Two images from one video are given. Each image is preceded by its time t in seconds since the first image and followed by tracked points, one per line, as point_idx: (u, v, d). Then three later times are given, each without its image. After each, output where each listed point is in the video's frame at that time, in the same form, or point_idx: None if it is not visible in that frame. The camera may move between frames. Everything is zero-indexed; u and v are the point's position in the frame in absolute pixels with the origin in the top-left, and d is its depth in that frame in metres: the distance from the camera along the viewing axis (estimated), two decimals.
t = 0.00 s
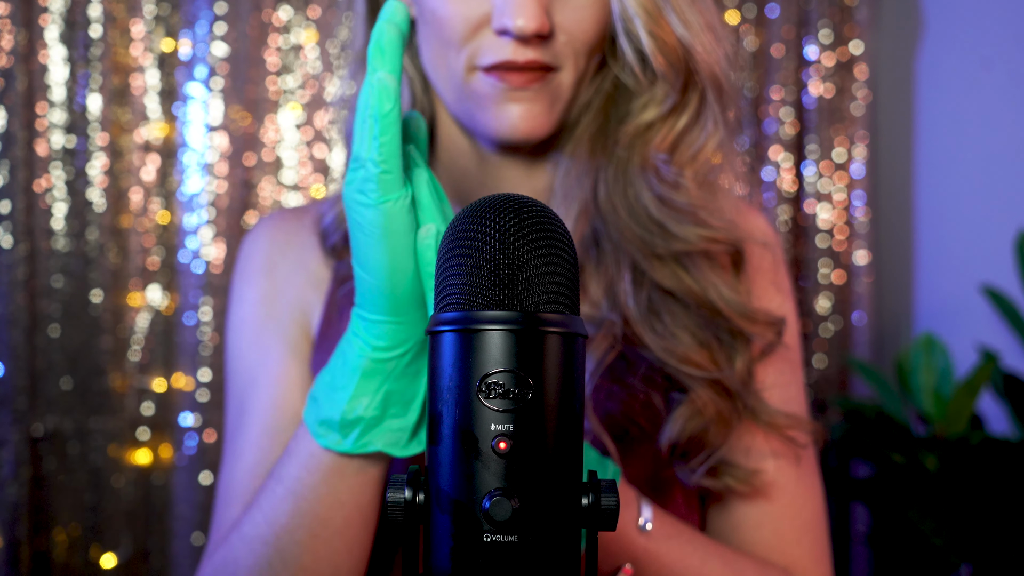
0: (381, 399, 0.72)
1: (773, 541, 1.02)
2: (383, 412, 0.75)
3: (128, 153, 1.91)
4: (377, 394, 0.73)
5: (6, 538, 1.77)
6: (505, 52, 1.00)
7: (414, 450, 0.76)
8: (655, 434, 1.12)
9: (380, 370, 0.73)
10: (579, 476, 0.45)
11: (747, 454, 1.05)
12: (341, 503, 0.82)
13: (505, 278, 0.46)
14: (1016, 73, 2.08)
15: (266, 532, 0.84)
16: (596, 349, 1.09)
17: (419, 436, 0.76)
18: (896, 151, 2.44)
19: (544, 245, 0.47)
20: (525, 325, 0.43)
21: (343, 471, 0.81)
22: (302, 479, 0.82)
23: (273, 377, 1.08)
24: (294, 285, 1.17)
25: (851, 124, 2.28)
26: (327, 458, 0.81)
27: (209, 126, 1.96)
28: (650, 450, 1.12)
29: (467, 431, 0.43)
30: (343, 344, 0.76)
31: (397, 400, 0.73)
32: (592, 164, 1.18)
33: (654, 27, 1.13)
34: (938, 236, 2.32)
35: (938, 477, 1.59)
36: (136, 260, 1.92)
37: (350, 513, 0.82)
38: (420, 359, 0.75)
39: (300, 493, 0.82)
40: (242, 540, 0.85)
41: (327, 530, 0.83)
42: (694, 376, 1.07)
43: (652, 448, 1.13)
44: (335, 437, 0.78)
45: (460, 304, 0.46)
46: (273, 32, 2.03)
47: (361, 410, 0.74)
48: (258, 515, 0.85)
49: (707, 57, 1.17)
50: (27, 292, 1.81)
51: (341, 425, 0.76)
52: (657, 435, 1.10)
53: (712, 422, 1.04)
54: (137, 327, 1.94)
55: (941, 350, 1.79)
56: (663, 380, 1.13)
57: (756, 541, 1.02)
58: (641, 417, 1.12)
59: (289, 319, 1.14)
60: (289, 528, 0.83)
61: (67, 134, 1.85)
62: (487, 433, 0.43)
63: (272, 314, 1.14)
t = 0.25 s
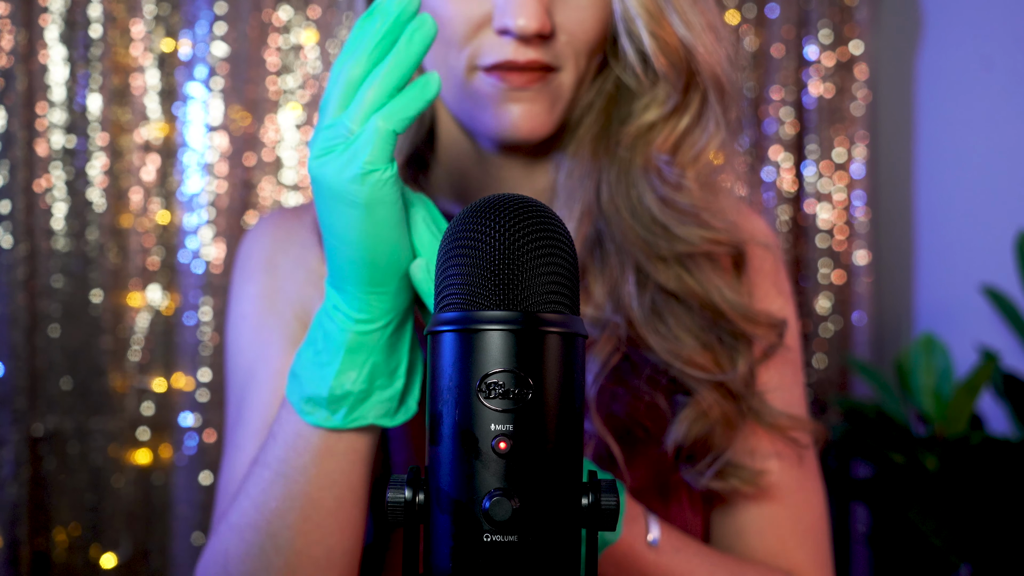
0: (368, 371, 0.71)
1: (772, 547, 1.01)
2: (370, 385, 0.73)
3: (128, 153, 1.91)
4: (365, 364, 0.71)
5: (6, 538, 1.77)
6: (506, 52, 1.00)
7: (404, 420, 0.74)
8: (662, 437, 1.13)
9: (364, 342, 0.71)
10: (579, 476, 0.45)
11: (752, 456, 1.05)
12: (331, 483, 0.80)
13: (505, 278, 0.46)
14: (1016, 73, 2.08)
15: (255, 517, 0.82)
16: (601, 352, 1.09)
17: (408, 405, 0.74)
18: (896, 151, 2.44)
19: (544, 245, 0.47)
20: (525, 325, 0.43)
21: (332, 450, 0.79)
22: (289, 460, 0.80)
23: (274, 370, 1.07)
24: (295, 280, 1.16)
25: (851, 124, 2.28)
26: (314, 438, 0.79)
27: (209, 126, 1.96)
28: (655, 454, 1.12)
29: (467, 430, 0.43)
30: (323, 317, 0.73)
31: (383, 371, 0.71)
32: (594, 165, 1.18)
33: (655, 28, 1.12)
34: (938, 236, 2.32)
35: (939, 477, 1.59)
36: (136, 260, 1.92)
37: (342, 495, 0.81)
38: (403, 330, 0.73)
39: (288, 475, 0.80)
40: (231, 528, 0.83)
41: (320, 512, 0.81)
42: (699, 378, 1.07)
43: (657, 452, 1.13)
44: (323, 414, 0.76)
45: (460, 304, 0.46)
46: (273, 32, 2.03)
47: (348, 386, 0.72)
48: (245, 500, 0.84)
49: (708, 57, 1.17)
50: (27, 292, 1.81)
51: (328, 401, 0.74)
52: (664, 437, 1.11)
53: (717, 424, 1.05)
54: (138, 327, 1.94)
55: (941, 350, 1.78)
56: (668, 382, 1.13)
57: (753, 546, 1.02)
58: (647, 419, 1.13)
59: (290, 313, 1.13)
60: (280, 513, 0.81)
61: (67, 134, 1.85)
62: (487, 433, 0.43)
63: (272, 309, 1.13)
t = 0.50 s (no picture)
0: (364, 361, 0.71)
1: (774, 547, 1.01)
2: (367, 374, 0.73)
3: (128, 153, 1.91)
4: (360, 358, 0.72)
5: (6, 538, 1.77)
6: (505, 52, 1.00)
7: (399, 409, 0.75)
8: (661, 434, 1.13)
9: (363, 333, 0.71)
10: (579, 475, 0.45)
11: (752, 455, 1.05)
12: (331, 477, 0.80)
13: (505, 278, 0.46)
14: (1017, 73, 2.08)
15: (254, 511, 0.82)
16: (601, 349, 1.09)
17: (403, 395, 0.75)
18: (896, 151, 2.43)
19: (543, 245, 0.47)
20: (525, 325, 0.43)
21: (333, 444, 0.79)
22: (288, 454, 0.80)
23: (273, 366, 1.07)
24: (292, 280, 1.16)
25: (851, 124, 2.28)
26: (314, 431, 0.78)
27: (209, 126, 1.96)
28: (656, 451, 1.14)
29: (467, 430, 0.43)
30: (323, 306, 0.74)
31: (380, 361, 0.72)
32: (593, 165, 1.18)
33: (654, 28, 1.13)
34: (938, 236, 2.32)
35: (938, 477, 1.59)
36: (136, 260, 1.92)
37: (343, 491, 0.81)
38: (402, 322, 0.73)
39: (288, 470, 0.80)
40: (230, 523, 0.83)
41: (319, 507, 0.80)
42: (698, 378, 1.07)
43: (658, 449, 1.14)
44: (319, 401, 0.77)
45: (460, 304, 0.46)
46: (273, 32, 2.03)
47: (344, 374, 0.72)
48: (243, 496, 0.83)
49: (708, 57, 1.17)
50: (27, 292, 1.81)
51: (324, 388, 0.75)
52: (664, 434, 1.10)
53: (717, 422, 1.04)
54: (137, 327, 1.94)
55: (941, 350, 1.79)
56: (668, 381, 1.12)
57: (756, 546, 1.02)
58: (646, 417, 1.13)
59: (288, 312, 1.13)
60: (279, 508, 0.81)
61: (67, 134, 1.85)
62: (487, 433, 0.43)
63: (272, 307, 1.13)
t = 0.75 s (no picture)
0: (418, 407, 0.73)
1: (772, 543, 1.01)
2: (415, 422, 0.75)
3: (128, 153, 1.91)
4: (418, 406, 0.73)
5: (6, 538, 1.77)
6: (504, 52, 1.00)
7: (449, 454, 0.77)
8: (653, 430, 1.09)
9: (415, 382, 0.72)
10: (579, 475, 0.45)
11: (745, 453, 1.05)
12: (363, 514, 0.81)
13: (505, 278, 0.46)
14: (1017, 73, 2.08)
15: (281, 539, 0.83)
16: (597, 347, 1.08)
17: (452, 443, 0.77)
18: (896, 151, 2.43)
19: (543, 245, 0.47)
20: (525, 325, 0.43)
21: (366, 483, 0.80)
22: (323, 488, 0.81)
23: (267, 378, 1.09)
24: (290, 287, 1.18)
25: (852, 124, 2.28)
26: (348, 468, 0.80)
27: (209, 126, 1.96)
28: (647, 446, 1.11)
29: (467, 430, 0.43)
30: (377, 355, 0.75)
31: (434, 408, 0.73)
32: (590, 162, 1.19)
33: (653, 27, 1.13)
34: (938, 236, 2.32)
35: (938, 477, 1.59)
36: (136, 260, 1.93)
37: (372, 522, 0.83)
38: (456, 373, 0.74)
39: (320, 501, 0.82)
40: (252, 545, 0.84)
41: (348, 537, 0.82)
42: (692, 374, 1.08)
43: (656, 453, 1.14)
44: (365, 447, 0.78)
45: (460, 304, 0.46)
46: (273, 32, 2.03)
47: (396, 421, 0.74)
48: (270, 522, 0.84)
49: (708, 57, 1.16)
50: (27, 292, 1.81)
51: (373, 435, 0.76)
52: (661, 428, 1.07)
53: (710, 420, 1.05)
54: (137, 327, 1.94)
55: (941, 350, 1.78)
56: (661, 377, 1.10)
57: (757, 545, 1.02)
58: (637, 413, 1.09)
59: (284, 319, 1.15)
60: (309, 538, 0.82)
61: (67, 134, 1.85)
62: (487, 433, 0.43)
63: (267, 313, 1.14)
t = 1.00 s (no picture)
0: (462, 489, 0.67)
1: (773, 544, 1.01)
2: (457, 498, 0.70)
3: (128, 153, 1.91)
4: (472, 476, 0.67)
5: (6, 538, 1.77)
6: (504, 51, 1.00)
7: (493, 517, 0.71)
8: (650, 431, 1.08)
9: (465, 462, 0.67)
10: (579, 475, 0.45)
11: (744, 455, 1.05)
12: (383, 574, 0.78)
13: (505, 278, 0.46)
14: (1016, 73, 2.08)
15: None
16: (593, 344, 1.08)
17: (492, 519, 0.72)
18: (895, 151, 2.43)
19: (544, 244, 0.47)
20: (525, 325, 0.43)
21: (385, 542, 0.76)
22: (342, 545, 0.78)
23: (259, 393, 1.09)
24: (285, 293, 1.17)
25: (851, 124, 2.28)
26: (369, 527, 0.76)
27: (209, 126, 1.96)
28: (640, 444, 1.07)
29: (467, 431, 0.43)
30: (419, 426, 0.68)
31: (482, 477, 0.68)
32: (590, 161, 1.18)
33: (653, 26, 1.13)
34: (938, 236, 2.32)
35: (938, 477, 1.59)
36: (136, 260, 1.93)
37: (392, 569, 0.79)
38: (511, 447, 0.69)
39: (337, 558, 0.78)
40: None
41: None
42: (690, 374, 1.06)
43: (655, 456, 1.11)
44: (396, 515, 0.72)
45: (460, 304, 0.46)
46: (273, 32, 2.03)
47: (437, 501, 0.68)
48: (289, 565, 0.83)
49: (709, 56, 1.16)
50: (27, 291, 1.80)
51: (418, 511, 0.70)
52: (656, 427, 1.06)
53: (707, 421, 1.04)
54: (137, 327, 1.94)
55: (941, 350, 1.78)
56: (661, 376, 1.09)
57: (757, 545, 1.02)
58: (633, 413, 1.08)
59: (280, 326, 1.15)
60: None
61: (67, 134, 1.85)
62: (487, 433, 0.43)
63: (262, 324, 1.14)
